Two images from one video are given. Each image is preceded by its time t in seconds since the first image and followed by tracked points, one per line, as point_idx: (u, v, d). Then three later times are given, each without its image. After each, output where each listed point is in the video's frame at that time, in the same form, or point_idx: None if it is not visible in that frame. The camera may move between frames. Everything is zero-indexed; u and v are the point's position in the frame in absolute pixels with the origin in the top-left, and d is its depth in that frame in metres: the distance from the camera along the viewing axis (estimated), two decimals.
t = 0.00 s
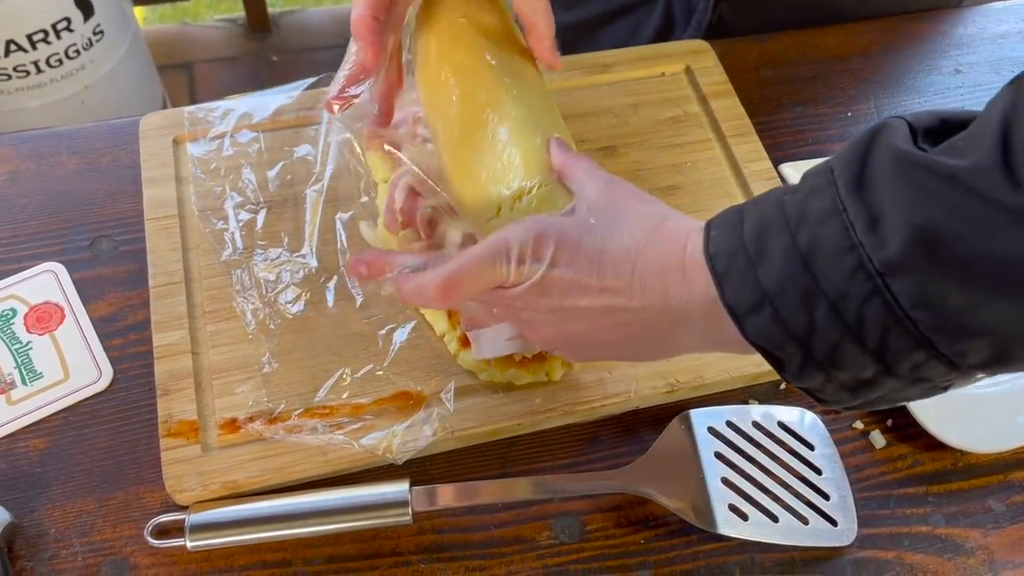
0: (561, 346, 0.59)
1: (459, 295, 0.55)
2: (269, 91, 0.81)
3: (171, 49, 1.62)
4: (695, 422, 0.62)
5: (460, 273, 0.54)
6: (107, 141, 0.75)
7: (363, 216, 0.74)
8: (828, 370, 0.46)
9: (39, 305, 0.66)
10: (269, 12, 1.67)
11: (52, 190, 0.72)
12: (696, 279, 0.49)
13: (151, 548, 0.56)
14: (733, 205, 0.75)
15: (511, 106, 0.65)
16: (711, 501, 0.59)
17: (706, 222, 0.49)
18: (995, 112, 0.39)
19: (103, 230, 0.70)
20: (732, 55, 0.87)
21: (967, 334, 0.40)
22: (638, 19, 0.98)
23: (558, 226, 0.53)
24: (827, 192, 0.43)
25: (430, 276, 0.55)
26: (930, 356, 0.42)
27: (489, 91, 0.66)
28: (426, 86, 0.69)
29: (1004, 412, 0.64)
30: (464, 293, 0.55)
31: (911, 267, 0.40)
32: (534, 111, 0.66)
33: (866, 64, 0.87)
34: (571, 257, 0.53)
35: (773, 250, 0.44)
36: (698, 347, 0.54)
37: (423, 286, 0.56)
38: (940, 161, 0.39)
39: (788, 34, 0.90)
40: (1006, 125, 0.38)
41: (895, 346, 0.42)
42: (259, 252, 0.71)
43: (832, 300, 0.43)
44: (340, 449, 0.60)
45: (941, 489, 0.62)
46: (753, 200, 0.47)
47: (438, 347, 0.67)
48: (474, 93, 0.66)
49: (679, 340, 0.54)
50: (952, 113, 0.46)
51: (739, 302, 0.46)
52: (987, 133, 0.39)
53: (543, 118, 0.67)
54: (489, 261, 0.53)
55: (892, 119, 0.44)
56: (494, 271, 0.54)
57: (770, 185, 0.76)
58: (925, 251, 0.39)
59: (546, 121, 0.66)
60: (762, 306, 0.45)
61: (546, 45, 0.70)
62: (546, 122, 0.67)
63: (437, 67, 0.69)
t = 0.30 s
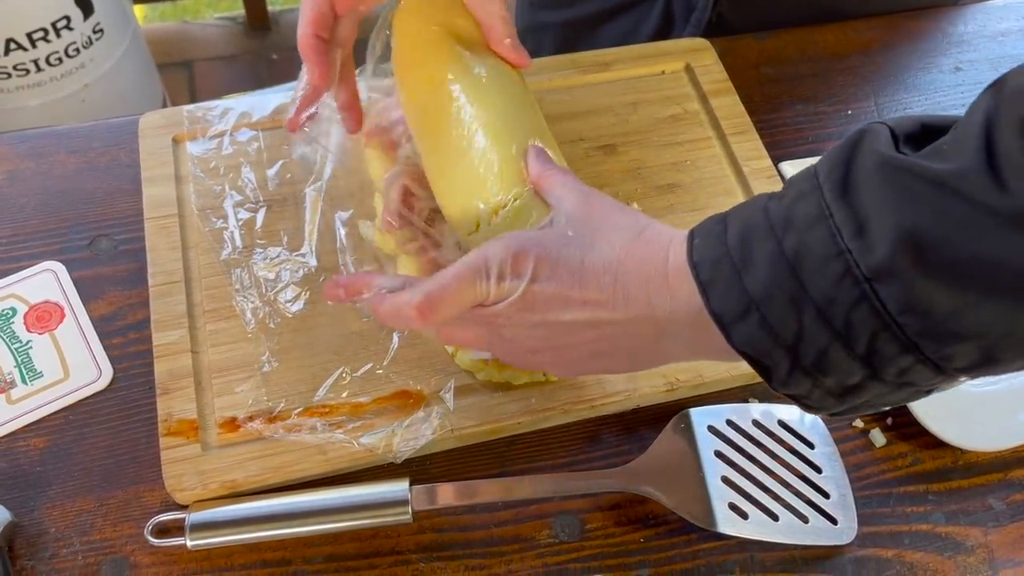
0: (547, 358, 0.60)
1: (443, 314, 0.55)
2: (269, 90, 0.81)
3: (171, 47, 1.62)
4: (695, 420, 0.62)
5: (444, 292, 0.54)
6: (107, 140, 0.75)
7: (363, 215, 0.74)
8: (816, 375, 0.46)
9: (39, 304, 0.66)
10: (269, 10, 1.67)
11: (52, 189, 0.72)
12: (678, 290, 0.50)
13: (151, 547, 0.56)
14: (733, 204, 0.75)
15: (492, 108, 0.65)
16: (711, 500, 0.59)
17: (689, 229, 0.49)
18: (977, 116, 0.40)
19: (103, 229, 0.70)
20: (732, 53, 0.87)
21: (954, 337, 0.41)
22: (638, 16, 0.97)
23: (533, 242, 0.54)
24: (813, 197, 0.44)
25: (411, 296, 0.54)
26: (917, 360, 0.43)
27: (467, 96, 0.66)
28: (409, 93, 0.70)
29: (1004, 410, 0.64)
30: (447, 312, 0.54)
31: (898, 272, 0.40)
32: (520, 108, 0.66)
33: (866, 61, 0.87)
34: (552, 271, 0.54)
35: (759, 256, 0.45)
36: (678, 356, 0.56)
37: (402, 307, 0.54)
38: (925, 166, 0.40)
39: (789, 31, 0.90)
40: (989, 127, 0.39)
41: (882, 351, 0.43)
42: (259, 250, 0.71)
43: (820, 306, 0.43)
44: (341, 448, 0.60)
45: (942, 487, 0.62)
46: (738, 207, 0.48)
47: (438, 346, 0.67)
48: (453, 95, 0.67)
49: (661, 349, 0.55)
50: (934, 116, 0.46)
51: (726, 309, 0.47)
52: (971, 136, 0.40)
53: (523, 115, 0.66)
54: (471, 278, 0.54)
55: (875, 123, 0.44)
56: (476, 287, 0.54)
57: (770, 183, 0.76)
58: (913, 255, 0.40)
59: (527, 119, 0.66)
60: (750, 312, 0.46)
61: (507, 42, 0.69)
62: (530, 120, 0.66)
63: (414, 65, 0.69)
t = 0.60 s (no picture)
0: (520, 359, 0.58)
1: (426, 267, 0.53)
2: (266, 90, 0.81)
3: (171, 45, 1.62)
4: (693, 421, 0.62)
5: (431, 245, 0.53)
6: (104, 141, 0.75)
7: (360, 217, 0.74)
8: (800, 371, 0.47)
9: (37, 306, 0.66)
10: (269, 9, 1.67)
11: (49, 191, 0.72)
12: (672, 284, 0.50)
13: (148, 549, 0.56)
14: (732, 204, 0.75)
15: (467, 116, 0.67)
16: (709, 502, 0.59)
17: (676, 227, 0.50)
18: (960, 117, 0.42)
19: (100, 230, 0.70)
20: (731, 52, 0.87)
21: (940, 332, 0.42)
22: (637, 16, 0.97)
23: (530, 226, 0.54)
24: (801, 193, 0.44)
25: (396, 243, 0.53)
26: (902, 355, 0.43)
27: (441, 102, 0.67)
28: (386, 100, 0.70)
29: (1003, 411, 0.64)
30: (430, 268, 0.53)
31: (887, 266, 0.41)
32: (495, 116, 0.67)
33: (866, 61, 0.87)
34: (546, 251, 0.53)
35: (747, 253, 0.46)
36: (657, 360, 0.55)
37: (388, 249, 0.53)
38: (913, 162, 0.41)
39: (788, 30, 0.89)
40: (973, 127, 0.41)
41: (869, 347, 0.44)
42: (256, 251, 0.71)
43: (808, 302, 0.44)
44: (338, 449, 0.60)
45: (940, 488, 0.62)
46: (723, 205, 0.48)
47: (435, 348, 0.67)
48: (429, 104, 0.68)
49: (641, 348, 0.54)
50: (916, 117, 0.48)
51: (714, 306, 0.47)
52: (955, 135, 0.41)
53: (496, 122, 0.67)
54: (462, 238, 0.53)
55: (859, 121, 0.46)
56: (463, 250, 0.53)
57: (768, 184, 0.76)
58: (902, 250, 0.41)
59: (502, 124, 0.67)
60: (737, 309, 0.46)
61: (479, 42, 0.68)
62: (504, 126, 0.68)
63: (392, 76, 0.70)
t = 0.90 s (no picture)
0: (596, 251, 0.51)
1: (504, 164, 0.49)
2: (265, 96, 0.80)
3: (171, 46, 1.62)
4: (691, 426, 0.62)
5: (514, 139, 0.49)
6: (105, 146, 0.75)
7: (359, 222, 0.74)
8: (847, 265, 0.47)
9: (37, 312, 0.66)
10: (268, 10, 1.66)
11: (51, 196, 0.72)
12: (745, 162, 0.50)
13: (149, 555, 0.56)
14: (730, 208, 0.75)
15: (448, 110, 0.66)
16: (706, 507, 0.59)
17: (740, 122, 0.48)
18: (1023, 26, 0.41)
19: (101, 236, 0.70)
20: (729, 57, 0.87)
21: (987, 232, 0.42)
22: (637, 19, 0.98)
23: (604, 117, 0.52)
24: (872, 93, 0.43)
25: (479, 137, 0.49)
26: (944, 253, 0.44)
27: (419, 92, 0.66)
28: (387, 93, 0.68)
29: (1003, 414, 0.64)
30: (494, 185, 0.50)
31: (955, 165, 0.41)
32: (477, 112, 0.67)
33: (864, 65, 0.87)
34: (617, 140, 0.51)
35: (815, 147, 0.45)
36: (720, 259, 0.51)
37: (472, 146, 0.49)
38: (985, 69, 0.40)
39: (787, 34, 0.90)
40: None
41: (916, 242, 0.44)
42: (257, 256, 0.71)
43: (870, 197, 0.43)
44: (337, 455, 0.60)
45: (937, 493, 0.62)
46: (790, 101, 0.47)
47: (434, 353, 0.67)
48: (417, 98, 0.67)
49: (726, 234, 0.50)
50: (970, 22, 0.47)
51: (775, 200, 0.45)
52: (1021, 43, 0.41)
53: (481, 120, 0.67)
54: (539, 131, 0.50)
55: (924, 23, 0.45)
56: (542, 143, 0.50)
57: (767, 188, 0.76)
58: (970, 149, 0.40)
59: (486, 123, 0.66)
60: (800, 202, 0.45)
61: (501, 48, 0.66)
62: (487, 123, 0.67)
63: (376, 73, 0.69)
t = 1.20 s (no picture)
0: (596, 244, 0.58)
1: (537, 158, 0.56)
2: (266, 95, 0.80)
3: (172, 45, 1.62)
4: (692, 426, 0.62)
5: (552, 140, 0.57)
6: (107, 146, 0.75)
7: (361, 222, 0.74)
8: (795, 270, 0.54)
9: (39, 312, 0.66)
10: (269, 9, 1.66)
11: (52, 196, 0.72)
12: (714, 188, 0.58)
13: (151, 554, 0.56)
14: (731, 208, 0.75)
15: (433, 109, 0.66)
16: (707, 505, 0.59)
17: (695, 153, 0.56)
18: (927, 62, 0.46)
19: (103, 236, 0.70)
20: (730, 57, 0.87)
21: (910, 240, 0.49)
22: (638, 19, 0.98)
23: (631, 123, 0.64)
24: (800, 130, 0.50)
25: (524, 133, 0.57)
26: (876, 256, 0.51)
27: (406, 98, 0.66)
28: (377, 101, 0.67)
29: (1002, 413, 0.65)
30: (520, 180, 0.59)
31: (871, 193, 0.47)
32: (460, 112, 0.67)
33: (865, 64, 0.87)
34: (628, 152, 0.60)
35: (755, 178, 0.52)
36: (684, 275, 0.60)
37: (513, 137, 0.56)
38: (888, 111, 0.46)
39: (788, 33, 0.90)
40: (937, 75, 0.45)
41: (850, 252, 0.51)
42: (258, 256, 0.71)
43: (805, 221, 0.50)
44: (339, 455, 0.60)
45: (938, 492, 0.62)
46: (736, 133, 0.54)
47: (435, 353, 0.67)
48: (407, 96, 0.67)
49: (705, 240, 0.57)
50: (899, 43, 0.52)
51: (726, 222, 0.53)
52: (924, 81, 0.46)
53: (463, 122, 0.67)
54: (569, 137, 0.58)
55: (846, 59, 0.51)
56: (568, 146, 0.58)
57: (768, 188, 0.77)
58: (882, 178, 0.46)
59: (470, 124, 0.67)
60: (746, 226, 0.53)
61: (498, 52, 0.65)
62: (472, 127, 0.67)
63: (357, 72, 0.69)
